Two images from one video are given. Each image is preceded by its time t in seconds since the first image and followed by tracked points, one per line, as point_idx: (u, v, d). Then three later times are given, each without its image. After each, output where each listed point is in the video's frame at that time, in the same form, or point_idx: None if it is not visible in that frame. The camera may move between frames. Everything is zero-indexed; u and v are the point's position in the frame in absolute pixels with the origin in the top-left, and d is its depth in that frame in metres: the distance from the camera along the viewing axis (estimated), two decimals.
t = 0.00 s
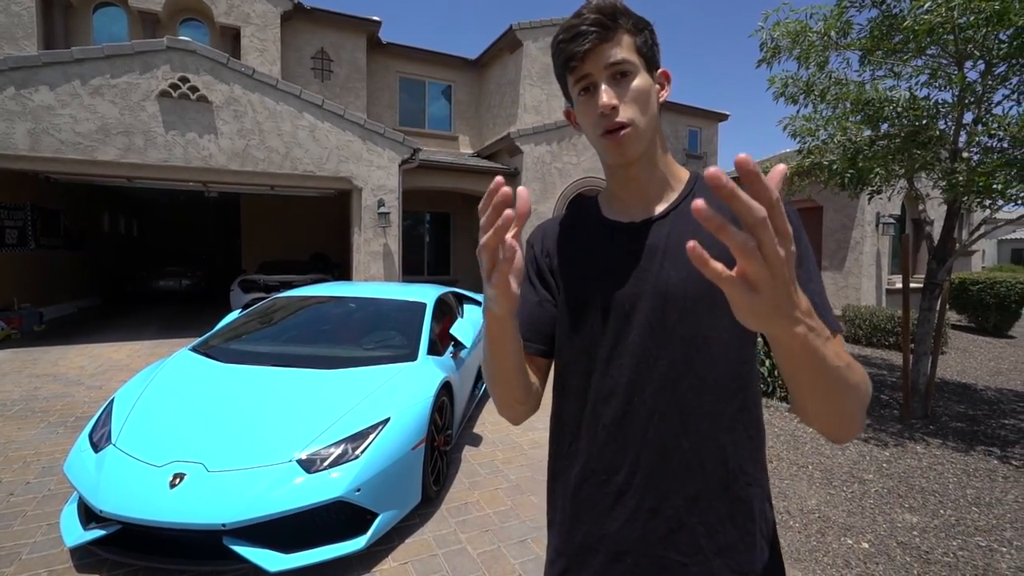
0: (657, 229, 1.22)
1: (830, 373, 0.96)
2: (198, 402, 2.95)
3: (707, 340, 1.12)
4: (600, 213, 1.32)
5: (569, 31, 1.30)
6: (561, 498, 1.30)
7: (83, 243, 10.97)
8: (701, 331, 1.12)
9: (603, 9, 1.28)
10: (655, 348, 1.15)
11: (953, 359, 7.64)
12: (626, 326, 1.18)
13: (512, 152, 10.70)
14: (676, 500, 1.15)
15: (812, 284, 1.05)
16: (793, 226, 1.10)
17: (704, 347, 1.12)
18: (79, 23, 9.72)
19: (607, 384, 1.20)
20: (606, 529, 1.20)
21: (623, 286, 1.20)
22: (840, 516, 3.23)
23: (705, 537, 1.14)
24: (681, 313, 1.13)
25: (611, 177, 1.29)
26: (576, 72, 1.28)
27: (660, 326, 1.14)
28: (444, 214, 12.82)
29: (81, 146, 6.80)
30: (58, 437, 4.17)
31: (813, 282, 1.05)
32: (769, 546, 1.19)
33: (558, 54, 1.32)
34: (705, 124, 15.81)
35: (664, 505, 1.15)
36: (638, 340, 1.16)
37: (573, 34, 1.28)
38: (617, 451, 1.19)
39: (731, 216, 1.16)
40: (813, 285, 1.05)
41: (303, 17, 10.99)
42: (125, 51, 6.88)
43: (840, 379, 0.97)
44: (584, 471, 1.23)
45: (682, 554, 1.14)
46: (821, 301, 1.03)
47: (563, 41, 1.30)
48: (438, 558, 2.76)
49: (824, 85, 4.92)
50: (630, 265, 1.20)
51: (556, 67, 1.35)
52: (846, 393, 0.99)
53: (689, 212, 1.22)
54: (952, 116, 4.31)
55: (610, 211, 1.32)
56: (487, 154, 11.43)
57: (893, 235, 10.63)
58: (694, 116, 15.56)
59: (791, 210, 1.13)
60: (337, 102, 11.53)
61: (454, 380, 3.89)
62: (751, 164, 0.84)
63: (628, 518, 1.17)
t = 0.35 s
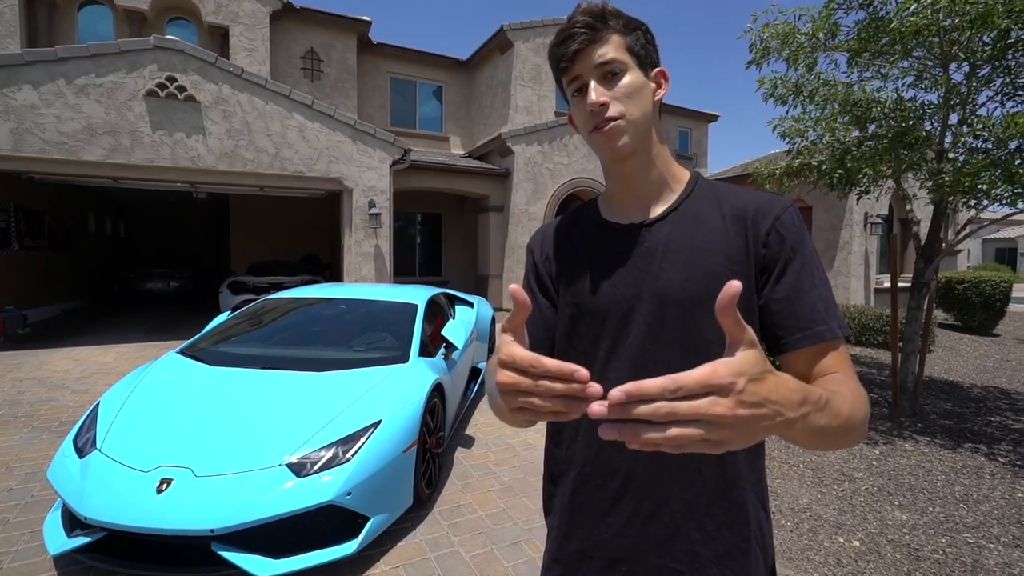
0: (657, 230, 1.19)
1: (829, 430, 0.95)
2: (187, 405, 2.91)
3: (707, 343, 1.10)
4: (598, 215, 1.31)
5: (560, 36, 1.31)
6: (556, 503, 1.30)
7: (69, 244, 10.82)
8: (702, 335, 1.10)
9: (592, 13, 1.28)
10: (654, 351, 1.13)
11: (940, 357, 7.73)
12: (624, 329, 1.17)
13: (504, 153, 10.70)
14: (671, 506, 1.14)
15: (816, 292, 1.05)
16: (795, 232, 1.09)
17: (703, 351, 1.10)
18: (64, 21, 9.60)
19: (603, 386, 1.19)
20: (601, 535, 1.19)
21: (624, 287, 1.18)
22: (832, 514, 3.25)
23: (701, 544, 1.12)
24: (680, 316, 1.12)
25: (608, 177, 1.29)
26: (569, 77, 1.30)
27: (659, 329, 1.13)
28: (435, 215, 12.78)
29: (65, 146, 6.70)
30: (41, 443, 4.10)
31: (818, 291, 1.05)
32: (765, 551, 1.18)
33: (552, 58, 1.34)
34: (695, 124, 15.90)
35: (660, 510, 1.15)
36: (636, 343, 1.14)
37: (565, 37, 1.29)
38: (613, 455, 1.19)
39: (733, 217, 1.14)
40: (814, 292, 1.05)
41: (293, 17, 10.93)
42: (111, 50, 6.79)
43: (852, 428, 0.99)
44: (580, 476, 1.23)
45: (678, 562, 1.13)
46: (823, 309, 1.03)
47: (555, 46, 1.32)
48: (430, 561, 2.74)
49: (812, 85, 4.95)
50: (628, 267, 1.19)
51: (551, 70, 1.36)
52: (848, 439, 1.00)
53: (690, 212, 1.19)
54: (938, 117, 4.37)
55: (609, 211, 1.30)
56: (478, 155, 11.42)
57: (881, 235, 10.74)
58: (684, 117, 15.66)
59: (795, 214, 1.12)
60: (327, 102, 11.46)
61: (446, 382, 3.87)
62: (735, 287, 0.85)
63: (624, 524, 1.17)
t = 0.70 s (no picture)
0: (645, 232, 1.19)
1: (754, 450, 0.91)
2: (180, 407, 2.89)
3: (691, 346, 1.09)
4: (593, 217, 1.32)
5: (551, 35, 1.30)
6: (549, 500, 1.30)
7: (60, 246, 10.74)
8: (687, 338, 1.10)
9: (583, 11, 1.27)
10: (642, 353, 1.13)
11: (933, 357, 7.78)
12: (612, 331, 1.17)
13: (498, 153, 10.70)
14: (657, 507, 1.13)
15: (798, 302, 0.99)
16: (783, 235, 1.05)
17: (688, 354, 1.10)
18: (55, 21, 9.53)
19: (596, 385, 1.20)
20: (592, 532, 1.19)
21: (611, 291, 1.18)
22: (825, 515, 3.26)
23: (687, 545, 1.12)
24: (665, 319, 1.11)
25: (602, 177, 1.29)
26: (561, 76, 1.29)
27: (646, 332, 1.13)
28: (430, 216, 12.77)
29: (56, 147, 6.65)
30: (32, 446, 4.06)
31: (801, 299, 0.99)
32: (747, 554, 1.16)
33: (544, 57, 1.33)
34: (689, 125, 15.95)
35: (647, 511, 1.14)
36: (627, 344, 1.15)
37: (555, 36, 1.29)
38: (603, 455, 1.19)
39: (719, 222, 1.11)
40: (797, 301, 0.99)
41: (286, 17, 10.89)
42: (102, 50, 6.74)
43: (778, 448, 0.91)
44: (573, 473, 1.23)
45: (663, 562, 1.13)
46: (805, 319, 0.98)
47: (546, 45, 1.31)
48: (425, 563, 2.73)
49: (804, 87, 4.97)
50: (616, 269, 1.19)
51: (544, 68, 1.36)
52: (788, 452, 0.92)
53: (678, 214, 1.18)
54: (929, 118, 4.40)
55: (605, 214, 1.31)
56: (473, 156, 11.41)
57: (873, 235, 10.80)
58: (678, 118, 15.71)
59: (785, 216, 1.07)
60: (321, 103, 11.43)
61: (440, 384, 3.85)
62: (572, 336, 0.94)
63: (614, 522, 1.17)
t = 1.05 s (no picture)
0: (644, 236, 1.19)
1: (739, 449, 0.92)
2: (185, 408, 2.90)
3: (685, 347, 1.10)
4: (594, 219, 1.32)
5: (561, 37, 1.28)
6: (545, 492, 1.31)
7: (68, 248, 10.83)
8: (682, 339, 1.10)
9: (595, 16, 1.24)
10: (636, 354, 1.13)
11: (940, 359, 7.73)
12: (609, 329, 1.17)
13: (503, 155, 10.72)
14: (646, 499, 1.13)
15: (786, 307, 1.00)
16: (777, 242, 1.05)
17: (683, 354, 1.10)
18: (63, 25, 9.62)
19: (593, 381, 1.20)
20: (584, 522, 1.20)
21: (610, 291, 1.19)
22: (832, 518, 3.24)
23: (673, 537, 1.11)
24: (658, 320, 1.11)
25: (604, 180, 1.28)
26: (568, 80, 1.27)
27: (641, 332, 1.13)
28: (434, 218, 12.79)
29: (65, 150, 6.72)
30: (40, 446, 4.09)
31: (789, 304, 1.00)
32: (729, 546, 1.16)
33: (552, 60, 1.31)
34: (693, 126, 15.91)
35: (637, 503, 1.14)
36: (623, 343, 1.15)
37: (565, 40, 1.26)
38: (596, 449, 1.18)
39: (714, 228, 1.11)
40: (786, 306, 1.00)
41: (291, 20, 10.95)
42: (110, 53, 6.80)
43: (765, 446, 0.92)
44: (568, 466, 1.23)
45: (650, 553, 1.12)
46: (794, 324, 0.98)
47: (555, 47, 1.29)
48: (428, 564, 2.73)
49: (810, 87, 4.95)
50: (615, 272, 1.19)
51: (551, 71, 1.33)
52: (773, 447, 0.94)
53: (675, 219, 1.18)
54: (936, 118, 4.37)
55: (605, 216, 1.31)
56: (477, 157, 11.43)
57: (880, 236, 10.75)
58: (683, 119, 15.69)
59: (779, 223, 1.07)
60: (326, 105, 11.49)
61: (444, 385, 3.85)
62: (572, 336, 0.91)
63: (606, 512, 1.16)
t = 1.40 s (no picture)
0: (650, 236, 1.21)
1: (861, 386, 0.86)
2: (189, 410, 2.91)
3: (691, 341, 1.12)
4: (596, 219, 1.30)
5: (594, 33, 1.26)
6: (548, 487, 1.30)
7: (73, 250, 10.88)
8: (688, 333, 1.13)
9: (631, 17, 1.26)
10: (642, 348, 1.14)
11: (945, 359, 7.69)
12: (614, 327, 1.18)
13: (505, 156, 10.73)
14: (653, 489, 1.14)
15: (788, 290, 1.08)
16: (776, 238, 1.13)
17: (690, 347, 1.13)
18: (69, 29, 9.68)
19: (597, 376, 1.19)
20: (589, 516, 1.19)
21: (615, 289, 1.19)
22: (835, 518, 3.23)
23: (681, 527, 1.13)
24: (665, 316, 1.13)
25: (614, 184, 1.27)
26: (596, 77, 1.25)
27: (647, 328, 1.14)
28: (437, 219, 12.80)
29: (70, 153, 6.75)
30: (47, 447, 4.12)
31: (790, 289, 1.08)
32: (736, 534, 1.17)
33: (580, 55, 1.28)
34: (696, 126, 15.88)
35: (644, 492, 1.15)
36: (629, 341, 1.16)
37: (599, 37, 1.25)
38: (601, 443, 1.18)
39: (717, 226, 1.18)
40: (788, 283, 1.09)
41: (294, 22, 10.99)
42: (114, 57, 6.84)
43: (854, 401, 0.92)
44: (571, 461, 1.23)
45: (657, 541, 1.13)
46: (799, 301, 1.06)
47: (588, 42, 1.27)
48: (432, 565, 2.74)
49: (812, 87, 4.95)
50: (621, 271, 1.20)
51: (574, 65, 1.31)
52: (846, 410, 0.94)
53: (682, 219, 1.21)
54: (940, 118, 4.35)
55: (606, 216, 1.30)
56: (480, 158, 11.45)
57: (884, 236, 10.70)
58: (685, 119, 15.67)
59: (773, 223, 1.15)
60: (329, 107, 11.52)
61: (447, 385, 3.86)
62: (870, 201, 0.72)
63: (612, 505, 1.17)
